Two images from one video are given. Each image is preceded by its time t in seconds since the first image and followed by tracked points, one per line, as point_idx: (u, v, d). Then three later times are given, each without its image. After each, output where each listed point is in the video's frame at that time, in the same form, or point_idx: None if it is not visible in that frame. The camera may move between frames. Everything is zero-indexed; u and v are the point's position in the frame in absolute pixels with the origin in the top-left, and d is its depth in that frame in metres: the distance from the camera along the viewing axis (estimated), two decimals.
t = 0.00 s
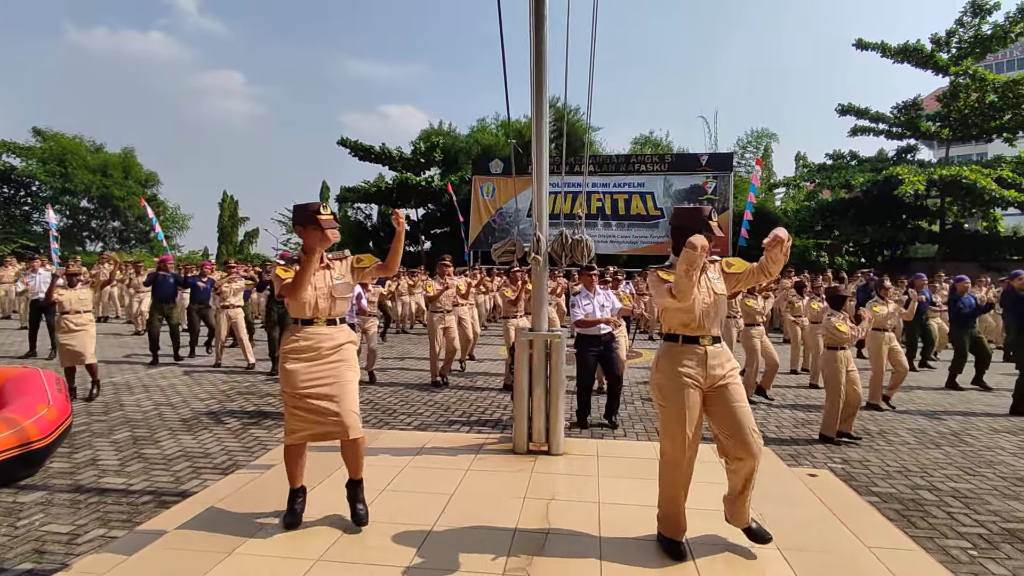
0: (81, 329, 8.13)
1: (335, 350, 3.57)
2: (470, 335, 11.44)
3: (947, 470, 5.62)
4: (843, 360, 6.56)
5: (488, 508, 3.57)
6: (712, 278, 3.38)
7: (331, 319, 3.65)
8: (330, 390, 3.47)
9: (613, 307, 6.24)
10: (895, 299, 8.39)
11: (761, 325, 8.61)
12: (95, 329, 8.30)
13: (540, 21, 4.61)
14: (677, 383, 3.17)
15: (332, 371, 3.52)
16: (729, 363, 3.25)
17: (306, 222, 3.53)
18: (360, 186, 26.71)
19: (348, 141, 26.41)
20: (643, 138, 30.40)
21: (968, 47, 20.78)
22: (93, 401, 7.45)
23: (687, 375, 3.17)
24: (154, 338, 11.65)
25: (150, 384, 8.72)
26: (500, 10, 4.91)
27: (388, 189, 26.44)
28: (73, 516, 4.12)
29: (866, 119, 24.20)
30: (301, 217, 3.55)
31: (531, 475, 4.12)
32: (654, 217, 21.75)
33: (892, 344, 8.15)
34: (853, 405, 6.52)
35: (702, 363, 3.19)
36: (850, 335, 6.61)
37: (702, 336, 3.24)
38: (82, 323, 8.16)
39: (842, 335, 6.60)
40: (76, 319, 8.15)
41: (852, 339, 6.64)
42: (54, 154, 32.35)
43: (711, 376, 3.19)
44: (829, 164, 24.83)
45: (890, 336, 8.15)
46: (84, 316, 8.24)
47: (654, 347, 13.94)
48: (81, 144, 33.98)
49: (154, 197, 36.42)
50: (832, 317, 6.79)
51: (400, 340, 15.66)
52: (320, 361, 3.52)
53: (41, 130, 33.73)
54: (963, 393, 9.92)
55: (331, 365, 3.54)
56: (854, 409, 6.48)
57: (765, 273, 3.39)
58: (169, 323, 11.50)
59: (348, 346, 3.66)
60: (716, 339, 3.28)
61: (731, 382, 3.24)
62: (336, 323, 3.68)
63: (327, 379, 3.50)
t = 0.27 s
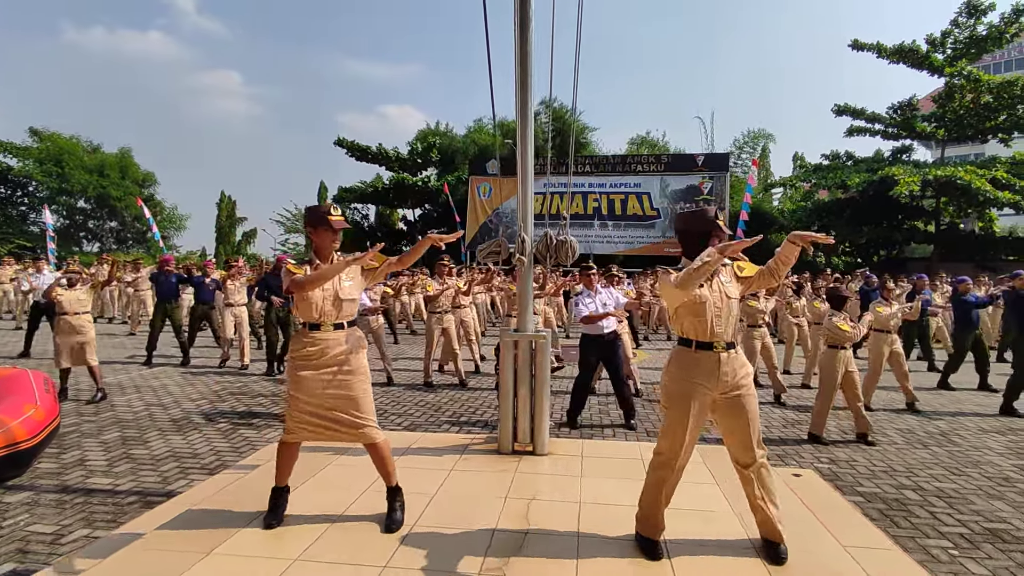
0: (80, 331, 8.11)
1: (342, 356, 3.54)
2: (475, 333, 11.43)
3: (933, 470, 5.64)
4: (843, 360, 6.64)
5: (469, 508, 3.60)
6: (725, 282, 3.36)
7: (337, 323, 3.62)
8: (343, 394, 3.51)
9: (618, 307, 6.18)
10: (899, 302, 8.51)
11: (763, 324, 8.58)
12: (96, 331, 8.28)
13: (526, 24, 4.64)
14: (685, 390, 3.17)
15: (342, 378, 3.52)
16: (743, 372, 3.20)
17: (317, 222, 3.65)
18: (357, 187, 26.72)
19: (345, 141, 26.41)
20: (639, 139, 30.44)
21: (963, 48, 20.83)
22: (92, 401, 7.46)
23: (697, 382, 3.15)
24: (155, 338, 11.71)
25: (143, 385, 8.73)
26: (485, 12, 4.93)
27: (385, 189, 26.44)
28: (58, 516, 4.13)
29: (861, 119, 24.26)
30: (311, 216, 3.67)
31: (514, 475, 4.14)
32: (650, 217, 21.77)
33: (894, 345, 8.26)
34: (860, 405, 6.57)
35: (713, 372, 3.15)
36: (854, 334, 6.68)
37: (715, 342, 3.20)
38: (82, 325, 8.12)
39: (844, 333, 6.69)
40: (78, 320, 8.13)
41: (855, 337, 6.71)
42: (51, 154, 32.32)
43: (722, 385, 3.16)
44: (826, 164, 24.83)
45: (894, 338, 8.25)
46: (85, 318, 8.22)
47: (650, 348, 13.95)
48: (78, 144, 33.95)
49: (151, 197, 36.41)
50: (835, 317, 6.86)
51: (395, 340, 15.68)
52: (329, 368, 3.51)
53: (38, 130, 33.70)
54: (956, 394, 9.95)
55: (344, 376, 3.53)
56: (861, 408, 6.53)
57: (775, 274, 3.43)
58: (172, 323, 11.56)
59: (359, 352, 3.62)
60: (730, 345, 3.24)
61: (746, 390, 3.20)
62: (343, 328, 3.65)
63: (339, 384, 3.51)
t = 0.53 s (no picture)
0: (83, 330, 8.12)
1: (362, 353, 3.58)
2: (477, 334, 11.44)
3: (921, 469, 5.67)
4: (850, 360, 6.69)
5: (453, 506, 3.62)
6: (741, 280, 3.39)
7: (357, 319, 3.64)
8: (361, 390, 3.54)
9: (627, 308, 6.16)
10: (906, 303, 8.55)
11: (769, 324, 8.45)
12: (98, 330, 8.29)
13: (512, 25, 4.65)
14: (697, 384, 3.21)
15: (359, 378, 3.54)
16: (753, 368, 3.25)
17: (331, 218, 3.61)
18: (354, 186, 26.73)
19: (342, 141, 26.42)
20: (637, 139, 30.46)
21: (959, 49, 20.88)
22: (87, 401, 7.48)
23: (709, 377, 3.20)
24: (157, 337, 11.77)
25: (136, 384, 8.74)
26: (472, 12, 4.94)
27: (382, 189, 26.46)
28: (45, 515, 4.14)
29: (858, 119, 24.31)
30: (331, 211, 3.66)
31: (500, 473, 4.17)
32: (647, 217, 21.80)
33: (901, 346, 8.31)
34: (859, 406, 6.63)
35: (725, 366, 3.20)
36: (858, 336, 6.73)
37: (728, 338, 3.25)
38: (84, 325, 8.13)
39: (845, 336, 6.73)
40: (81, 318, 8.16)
41: (857, 339, 6.75)
42: (48, 154, 32.29)
43: (733, 379, 3.21)
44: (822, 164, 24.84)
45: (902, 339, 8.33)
46: (88, 318, 8.23)
47: (645, 347, 13.97)
48: (75, 144, 33.92)
49: (148, 197, 36.38)
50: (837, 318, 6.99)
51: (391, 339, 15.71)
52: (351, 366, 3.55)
53: (35, 129, 33.66)
54: (949, 393, 10.00)
55: (365, 375, 3.57)
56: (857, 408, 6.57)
57: (790, 276, 3.46)
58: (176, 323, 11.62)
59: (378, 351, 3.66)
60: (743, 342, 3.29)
61: (754, 386, 3.24)
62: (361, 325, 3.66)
63: (359, 381, 3.54)
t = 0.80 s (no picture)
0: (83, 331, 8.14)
1: (359, 357, 3.56)
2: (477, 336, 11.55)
3: (914, 470, 5.70)
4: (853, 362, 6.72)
5: (447, 506, 3.64)
6: (737, 291, 3.40)
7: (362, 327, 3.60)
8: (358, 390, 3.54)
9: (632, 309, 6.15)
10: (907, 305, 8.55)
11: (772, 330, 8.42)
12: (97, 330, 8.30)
13: (508, 26, 4.67)
14: (695, 391, 3.25)
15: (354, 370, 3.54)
16: (752, 372, 3.27)
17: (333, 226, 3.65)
18: (352, 186, 26.73)
19: (340, 141, 26.43)
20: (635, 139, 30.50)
21: (956, 50, 20.93)
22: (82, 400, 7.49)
23: (706, 385, 3.23)
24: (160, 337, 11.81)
25: (133, 384, 8.75)
26: (469, 13, 4.96)
27: (380, 189, 26.47)
28: (41, 515, 4.16)
29: (856, 120, 24.37)
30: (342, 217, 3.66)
31: (494, 474, 4.19)
32: (645, 218, 21.82)
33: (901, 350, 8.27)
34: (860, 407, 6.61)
35: (722, 372, 3.23)
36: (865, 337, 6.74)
37: (720, 344, 3.27)
38: (82, 325, 8.13)
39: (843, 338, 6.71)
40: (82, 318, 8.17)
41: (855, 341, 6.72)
42: (46, 153, 32.26)
43: (731, 384, 3.23)
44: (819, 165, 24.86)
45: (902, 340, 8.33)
46: (88, 318, 8.25)
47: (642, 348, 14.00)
48: (73, 143, 33.89)
49: (147, 197, 36.36)
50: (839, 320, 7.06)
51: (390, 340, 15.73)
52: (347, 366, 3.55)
53: (33, 128, 33.62)
54: (945, 393, 10.04)
55: (359, 375, 3.54)
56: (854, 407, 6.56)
57: (790, 313, 3.32)
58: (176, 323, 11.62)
59: (377, 355, 3.61)
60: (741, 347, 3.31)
61: (754, 390, 3.26)
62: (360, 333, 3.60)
63: (357, 382, 3.54)
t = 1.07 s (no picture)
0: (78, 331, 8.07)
1: (355, 358, 3.56)
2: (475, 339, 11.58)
3: (917, 470, 5.71)
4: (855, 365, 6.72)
5: (453, 507, 3.64)
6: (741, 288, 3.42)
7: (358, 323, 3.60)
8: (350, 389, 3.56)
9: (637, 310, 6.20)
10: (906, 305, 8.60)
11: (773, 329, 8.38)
12: (94, 329, 8.23)
13: (512, 25, 4.66)
14: (687, 383, 3.32)
15: (346, 366, 3.56)
16: (747, 372, 3.30)
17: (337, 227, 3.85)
18: (352, 186, 26.71)
19: (340, 140, 26.41)
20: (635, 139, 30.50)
21: (956, 51, 20.96)
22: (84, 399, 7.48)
23: (696, 377, 3.31)
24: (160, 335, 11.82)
25: (134, 384, 8.74)
26: (473, 12, 4.95)
27: (380, 189, 26.47)
28: (46, 515, 4.15)
29: (856, 121, 24.41)
30: (336, 216, 3.82)
31: (499, 474, 4.19)
32: (645, 218, 21.84)
33: (899, 351, 8.38)
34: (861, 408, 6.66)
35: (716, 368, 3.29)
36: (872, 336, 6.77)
37: (716, 339, 3.33)
38: (76, 326, 8.04)
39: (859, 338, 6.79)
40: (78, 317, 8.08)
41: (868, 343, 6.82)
42: (45, 152, 32.20)
43: (724, 381, 3.28)
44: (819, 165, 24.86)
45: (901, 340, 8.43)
46: (85, 317, 8.16)
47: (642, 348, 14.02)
48: (72, 142, 33.81)
49: (145, 196, 36.29)
50: (844, 320, 7.09)
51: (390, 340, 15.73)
52: (342, 365, 3.57)
53: (32, 127, 33.53)
54: (945, 394, 10.07)
55: (353, 376, 3.56)
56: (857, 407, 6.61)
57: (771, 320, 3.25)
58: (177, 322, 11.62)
59: (371, 357, 3.60)
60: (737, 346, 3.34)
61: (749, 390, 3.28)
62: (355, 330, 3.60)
63: (352, 383, 3.56)
